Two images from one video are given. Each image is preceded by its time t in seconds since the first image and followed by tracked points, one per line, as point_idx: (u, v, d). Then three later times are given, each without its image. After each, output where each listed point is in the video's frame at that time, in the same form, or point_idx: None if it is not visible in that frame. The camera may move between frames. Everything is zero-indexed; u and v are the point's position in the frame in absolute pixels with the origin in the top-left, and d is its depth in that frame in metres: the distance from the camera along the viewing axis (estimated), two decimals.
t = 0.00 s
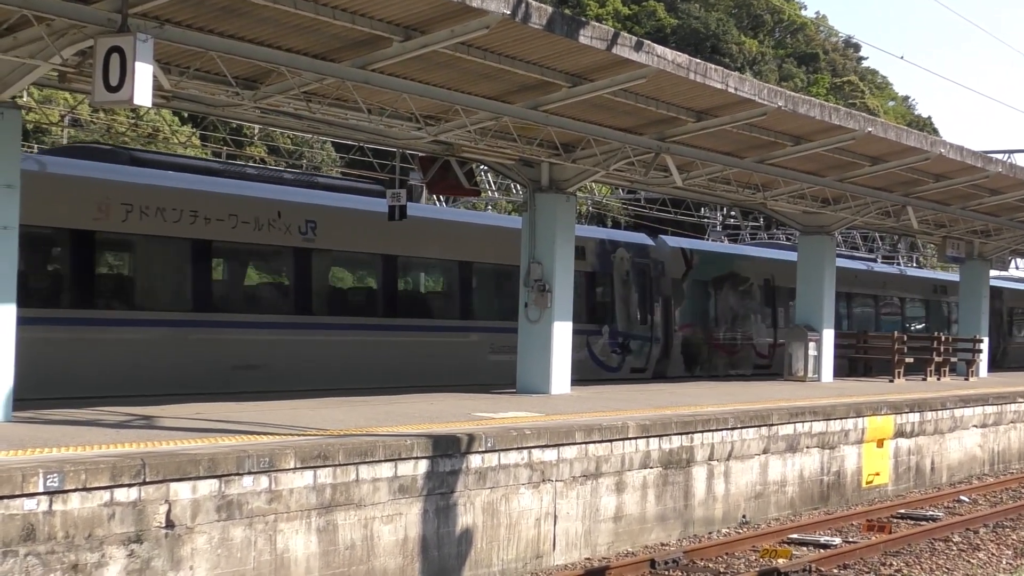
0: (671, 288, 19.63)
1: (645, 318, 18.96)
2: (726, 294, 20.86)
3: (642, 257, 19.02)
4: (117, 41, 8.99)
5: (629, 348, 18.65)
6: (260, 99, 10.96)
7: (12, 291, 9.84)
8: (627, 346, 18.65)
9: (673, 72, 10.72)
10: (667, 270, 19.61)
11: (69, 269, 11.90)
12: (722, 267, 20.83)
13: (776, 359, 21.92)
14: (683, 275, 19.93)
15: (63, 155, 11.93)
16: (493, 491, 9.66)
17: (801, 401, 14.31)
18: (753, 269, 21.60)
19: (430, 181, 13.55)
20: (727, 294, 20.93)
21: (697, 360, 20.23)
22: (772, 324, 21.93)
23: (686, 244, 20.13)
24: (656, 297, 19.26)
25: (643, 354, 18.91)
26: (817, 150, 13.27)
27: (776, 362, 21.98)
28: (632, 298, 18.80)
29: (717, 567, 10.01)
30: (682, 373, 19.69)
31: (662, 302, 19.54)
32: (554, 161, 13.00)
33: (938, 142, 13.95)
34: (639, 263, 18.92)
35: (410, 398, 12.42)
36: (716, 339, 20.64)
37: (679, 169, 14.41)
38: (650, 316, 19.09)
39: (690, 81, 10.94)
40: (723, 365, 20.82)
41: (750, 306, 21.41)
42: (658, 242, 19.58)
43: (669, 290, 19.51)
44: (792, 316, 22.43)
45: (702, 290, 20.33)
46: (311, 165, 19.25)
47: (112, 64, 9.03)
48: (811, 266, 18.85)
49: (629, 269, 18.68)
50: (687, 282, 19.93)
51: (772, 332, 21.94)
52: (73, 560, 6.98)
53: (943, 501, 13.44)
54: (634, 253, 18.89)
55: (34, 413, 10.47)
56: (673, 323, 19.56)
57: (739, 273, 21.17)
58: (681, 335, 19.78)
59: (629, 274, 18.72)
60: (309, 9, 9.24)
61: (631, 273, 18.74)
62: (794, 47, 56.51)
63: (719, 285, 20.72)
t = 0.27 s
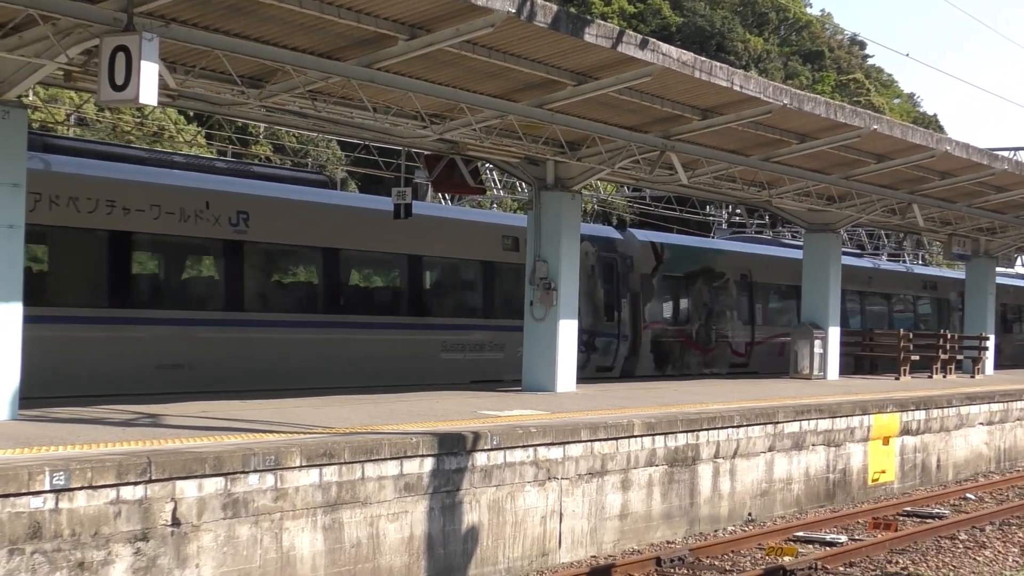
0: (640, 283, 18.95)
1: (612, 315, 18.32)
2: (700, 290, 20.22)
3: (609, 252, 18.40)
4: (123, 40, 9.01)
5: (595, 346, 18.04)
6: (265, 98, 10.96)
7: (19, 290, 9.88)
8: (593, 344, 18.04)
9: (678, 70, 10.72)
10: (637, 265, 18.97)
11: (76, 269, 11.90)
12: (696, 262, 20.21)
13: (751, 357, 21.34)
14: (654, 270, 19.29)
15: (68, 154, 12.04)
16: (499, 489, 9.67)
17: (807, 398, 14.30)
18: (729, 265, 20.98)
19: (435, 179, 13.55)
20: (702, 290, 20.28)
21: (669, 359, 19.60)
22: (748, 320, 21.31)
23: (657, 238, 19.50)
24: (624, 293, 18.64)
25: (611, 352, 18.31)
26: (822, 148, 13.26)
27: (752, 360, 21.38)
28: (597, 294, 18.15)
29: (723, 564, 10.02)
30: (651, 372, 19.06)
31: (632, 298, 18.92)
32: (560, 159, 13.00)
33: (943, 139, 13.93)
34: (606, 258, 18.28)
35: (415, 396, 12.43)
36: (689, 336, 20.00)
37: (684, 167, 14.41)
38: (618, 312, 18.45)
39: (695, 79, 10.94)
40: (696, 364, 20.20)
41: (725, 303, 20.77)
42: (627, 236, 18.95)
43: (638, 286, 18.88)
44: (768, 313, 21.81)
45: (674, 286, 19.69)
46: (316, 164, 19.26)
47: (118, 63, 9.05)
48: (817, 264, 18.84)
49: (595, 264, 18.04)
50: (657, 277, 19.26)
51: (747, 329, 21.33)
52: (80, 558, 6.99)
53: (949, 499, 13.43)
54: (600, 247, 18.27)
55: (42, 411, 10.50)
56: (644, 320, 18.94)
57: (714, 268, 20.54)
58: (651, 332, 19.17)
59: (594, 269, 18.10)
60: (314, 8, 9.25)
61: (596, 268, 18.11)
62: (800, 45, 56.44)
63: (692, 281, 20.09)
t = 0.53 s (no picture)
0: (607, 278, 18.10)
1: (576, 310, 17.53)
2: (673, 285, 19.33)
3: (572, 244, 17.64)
4: (129, 39, 9.01)
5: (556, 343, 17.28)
6: (272, 96, 10.96)
7: (27, 289, 9.89)
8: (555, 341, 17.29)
9: (684, 67, 10.71)
10: (603, 258, 18.11)
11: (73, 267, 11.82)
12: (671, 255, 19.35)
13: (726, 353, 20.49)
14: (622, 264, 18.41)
15: (76, 154, 12.05)
16: (507, 487, 9.66)
17: (815, 395, 14.29)
18: (705, 258, 20.14)
19: (443, 177, 13.56)
20: (675, 284, 19.41)
21: (639, 356, 18.72)
22: (724, 316, 20.45)
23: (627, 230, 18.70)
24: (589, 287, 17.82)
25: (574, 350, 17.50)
26: (830, 144, 13.25)
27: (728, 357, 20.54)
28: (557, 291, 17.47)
29: (732, 561, 10.01)
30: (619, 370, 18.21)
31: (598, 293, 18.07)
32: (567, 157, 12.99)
33: (951, 135, 13.91)
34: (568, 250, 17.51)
35: (423, 395, 12.43)
36: (661, 333, 19.09)
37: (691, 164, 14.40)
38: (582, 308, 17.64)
39: (701, 76, 10.93)
40: (669, 362, 19.27)
41: (700, 298, 19.90)
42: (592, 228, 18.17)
43: (605, 280, 18.01)
44: (745, 308, 20.98)
45: (645, 281, 18.81)
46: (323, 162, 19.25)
47: (124, 62, 9.05)
48: (825, 260, 18.83)
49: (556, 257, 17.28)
50: (626, 271, 18.40)
51: (724, 325, 20.46)
52: (88, 557, 7.00)
53: (958, 495, 13.41)
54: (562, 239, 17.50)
55: (50, 411, 10.51)
56: (610, 315, 18.06)
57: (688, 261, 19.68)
58: (619, 328, 18.30)
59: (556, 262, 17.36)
60: (320, 6, 9.24)
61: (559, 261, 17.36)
62: (806, 41, 56.32)
63: (665, 275, 19.22)
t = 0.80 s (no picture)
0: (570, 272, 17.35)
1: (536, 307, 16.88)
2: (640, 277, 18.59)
3: (532, 238, 17.07)
4: (136, 40, 9.02)
5: (514, 341, 16.59)
6: (279, 96, 10.96)
7: (36, 290, 9.91)
8: (512, 339, 16.58)
9: (690, 64, 10.70)
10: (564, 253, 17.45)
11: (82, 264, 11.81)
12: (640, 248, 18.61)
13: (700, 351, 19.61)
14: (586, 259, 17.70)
15: (84, 154, 11.99)
16: (516, 485, 9.66)
17: (823, 392, 14.27)
18: (678, 252, 19.36)
19: (450, 176, 13.56)
20: (643, 278, 18.63)
21: (605, 355, 17.90)
22: (697, 313, 19.62)
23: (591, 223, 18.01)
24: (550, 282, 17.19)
25: (534, 349, 16.78)
26: (837, 140, 13.23)
27: (702, 354, 19.68)
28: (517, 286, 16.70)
29: (741, 558, 10.01)
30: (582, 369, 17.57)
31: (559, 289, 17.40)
32: (573, 155, 12.98)
33: (958, 131, 13.89)
34: (527, 244, 17.01)
35: (431, 393, 12.43)
36: (629, 330, 18.28)
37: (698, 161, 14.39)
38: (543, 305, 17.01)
39: (708, 73, 10.92)
40: (638, 360, 18.45)
41: (672, 293, 19.06)
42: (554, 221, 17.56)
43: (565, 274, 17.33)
44: (721, 304, 20.18)
45: (613, 275, 18.02)
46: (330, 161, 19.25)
47: (131, 63, 9.06)
48: (833, 257, 18.82)
49: (514, 250, 16.72)
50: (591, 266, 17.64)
51: (697, 321, 19.60)
52: (98, 557, 7.01)
53: (968, 491, 13.39)
54: (521, 233, 16.98)
55: (58, 412, 10.53)
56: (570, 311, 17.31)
57: (658, 256, 18.90)
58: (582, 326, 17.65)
59: (515, 256, 16.77)
60: (326, 5, 9.24)
61: (517, 254, 16.81)
62: (813, 38, 56.21)
63: (633, 269, 18.42)
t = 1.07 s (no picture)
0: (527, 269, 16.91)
1: (492, 305, 16.23)
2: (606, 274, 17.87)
3: (487, 232, 16.33)
4: (142, 40, 9.03)
5: (468, 341, 15.87)
6: (285, 95, 10.96)
7: (44, 290, 9.93)
8: (467, 338, 15.88)
9: (697, 63, 10.70)
10: (525, 248, 16.95)
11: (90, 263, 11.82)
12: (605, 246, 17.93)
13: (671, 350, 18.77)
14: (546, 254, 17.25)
15: (89, 155, 12.04)
16: (523, 484, 9.66)
17: (831, 390, 14.26)
18: (646, 248, 18.54)
19: (457, 176, 13.58)
20: (609, 275, 17.88)
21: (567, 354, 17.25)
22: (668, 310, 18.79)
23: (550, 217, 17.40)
24: (508, 278, 16.52)
25: (491, 349, 16.10)
26: (843, 138, 13.23)
27: (674, 354, 18.87)
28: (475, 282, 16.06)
29: (749, 556, 10.00)
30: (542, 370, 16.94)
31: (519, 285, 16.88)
32: (580, 154, 12.98)
33: (965, 128, 13.87)
34: (482, 239, 16.26)
35: (438, 393, 12.43)
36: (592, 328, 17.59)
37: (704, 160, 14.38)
38: (500, 302, 16.37)
39: (714, 71, 10.92)
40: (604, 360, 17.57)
41: (639, 289, 18.22)
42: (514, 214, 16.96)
43: (526, 270, 16.82)
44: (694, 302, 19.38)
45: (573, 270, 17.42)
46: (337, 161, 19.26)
47: (138, 63, 9.07)
48: (840, 255, 18.82)
49: (468, 245, 15.99)
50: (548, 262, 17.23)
51: (669, 321, 18.77)
52: (106, 557, 7.01)
53: (976, 488, 13.38)
54: (476, 226, 16.23)
55: (66, 412, 10.54)
56: (531, 310, 16.79)
57: (623, 251, 17.99)
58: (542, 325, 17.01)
59: (469, 251, 16.03)
60: (332, 5, 9.24)
61: (472, 250, 16.07)
62: (820, 35, 56.12)
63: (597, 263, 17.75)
